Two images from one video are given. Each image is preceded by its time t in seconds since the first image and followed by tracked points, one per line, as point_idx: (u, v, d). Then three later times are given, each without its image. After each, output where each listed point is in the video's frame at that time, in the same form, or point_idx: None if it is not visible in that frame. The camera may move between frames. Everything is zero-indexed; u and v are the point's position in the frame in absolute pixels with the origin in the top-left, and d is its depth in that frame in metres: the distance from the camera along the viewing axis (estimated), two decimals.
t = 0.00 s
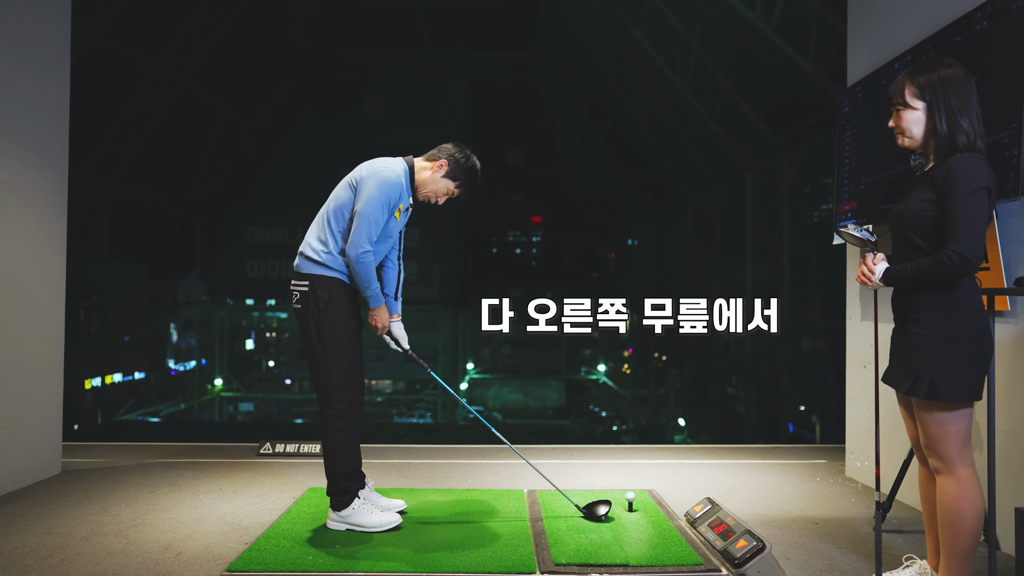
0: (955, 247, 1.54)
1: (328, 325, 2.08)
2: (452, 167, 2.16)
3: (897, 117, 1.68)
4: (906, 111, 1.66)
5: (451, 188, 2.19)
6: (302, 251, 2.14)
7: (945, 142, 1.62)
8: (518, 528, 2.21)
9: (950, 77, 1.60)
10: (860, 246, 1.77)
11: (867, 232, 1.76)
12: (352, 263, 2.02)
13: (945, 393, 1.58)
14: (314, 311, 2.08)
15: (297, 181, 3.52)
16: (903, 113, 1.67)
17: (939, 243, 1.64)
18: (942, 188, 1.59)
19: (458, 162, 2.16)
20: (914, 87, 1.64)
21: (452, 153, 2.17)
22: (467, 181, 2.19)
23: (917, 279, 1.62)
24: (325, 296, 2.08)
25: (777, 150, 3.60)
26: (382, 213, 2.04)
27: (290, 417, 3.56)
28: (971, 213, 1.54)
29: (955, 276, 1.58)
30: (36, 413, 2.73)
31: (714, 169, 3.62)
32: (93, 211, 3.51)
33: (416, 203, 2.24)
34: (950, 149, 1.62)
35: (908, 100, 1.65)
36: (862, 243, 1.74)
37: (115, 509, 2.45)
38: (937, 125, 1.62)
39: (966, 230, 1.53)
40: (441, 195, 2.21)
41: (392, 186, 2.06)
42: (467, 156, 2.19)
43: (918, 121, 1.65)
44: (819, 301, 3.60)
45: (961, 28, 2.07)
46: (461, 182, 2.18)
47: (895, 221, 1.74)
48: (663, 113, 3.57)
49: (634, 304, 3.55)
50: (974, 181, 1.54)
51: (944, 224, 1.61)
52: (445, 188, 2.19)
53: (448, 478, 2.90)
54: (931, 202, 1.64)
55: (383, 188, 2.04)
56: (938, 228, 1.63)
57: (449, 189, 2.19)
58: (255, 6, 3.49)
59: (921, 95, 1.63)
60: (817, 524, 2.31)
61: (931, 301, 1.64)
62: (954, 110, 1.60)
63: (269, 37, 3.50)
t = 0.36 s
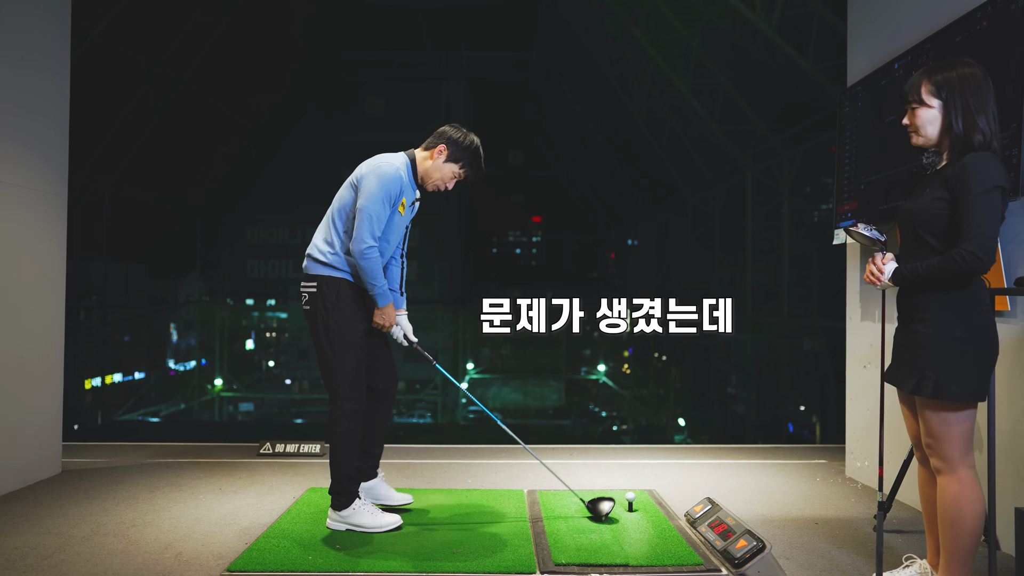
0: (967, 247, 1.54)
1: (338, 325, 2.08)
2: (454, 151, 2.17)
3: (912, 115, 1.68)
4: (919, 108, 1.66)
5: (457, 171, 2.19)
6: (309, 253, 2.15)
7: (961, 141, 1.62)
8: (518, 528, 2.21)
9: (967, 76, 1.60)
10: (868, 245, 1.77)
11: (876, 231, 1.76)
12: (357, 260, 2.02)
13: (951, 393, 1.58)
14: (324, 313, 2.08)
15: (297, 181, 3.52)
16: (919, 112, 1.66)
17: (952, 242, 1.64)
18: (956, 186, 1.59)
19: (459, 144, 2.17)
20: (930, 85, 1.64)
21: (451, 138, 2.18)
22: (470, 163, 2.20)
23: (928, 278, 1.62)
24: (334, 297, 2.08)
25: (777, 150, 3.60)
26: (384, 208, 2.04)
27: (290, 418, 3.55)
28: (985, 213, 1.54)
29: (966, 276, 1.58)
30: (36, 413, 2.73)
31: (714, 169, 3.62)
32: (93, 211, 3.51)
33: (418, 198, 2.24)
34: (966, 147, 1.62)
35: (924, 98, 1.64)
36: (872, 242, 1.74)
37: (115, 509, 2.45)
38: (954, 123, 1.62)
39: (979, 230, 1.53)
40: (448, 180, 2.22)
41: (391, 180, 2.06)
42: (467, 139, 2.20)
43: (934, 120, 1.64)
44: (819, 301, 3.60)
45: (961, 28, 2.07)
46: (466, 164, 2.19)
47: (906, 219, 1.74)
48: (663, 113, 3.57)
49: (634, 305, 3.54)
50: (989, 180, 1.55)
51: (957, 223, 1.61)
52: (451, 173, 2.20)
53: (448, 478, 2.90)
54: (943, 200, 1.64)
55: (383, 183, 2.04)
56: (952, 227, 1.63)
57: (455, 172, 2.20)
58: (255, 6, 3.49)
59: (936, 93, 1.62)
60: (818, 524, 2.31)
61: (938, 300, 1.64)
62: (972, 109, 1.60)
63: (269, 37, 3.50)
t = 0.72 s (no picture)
0: (970, 247, 1.54)
1: (359, 324, 2.08)
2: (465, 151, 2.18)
3: (919, 112, 1.67)
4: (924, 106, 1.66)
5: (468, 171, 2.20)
6: (328, 256, 2.16)
7: (968, 139, 1.62)
8: (518, 528, 2.21)
9: (976, 75, 1.60)
10: (869, 244, 1.77)
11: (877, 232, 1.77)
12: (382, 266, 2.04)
13: (949, 393, 1.58)
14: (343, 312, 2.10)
15: (297, 181, 3.52)
16: (926, 109, 1.66)
17: (954, 243, 1.64)
18: (959, 185, 1.59)
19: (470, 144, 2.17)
20: (939, 82, 1.64)
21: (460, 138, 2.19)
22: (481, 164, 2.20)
23: (929, 278, 1.62)
24: (352, 296, 2.08)
25: (777, 150, 3.60)
26: (405, 214, 2.06)
27: (290, 418, 3.55)
28: (989, 214, 1.54)
29: (966, 277, 1.58)
30: (36, 414, 2.73)
31: (714, 169, 3.62)
32: (93, 211, 3.51)
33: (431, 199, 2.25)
34: (973, 146, 1.63)
35: (933, 96, 1.64)
36: (871, 241, 1.75)
37: (115, 509, 2.45)
38: (961, 121, 1.62)
39: (982, 231, 1.54)
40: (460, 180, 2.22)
41: (411, 187, 2.07)
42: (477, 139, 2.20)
43: (942, 117, 1.64)
44: (819, 302, 3.61)
45: (961, 28, 2.07)
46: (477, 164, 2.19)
47: (907, 219, 1.74)
48: (663, 113, 3.57)
49: (634, 305, 3.53)
50: (995, 182, 1.55)
51: (960, 223, 1.61)
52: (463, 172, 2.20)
53: (448, 477, 2.91)
54: (946, 199, 1.64)
55: (403, 190, 2.05)
56: (955, 227, 1.62)
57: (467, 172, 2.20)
58: (255, 7, 3.49)
59: (941, 91, 1.63)
60: (818, 524, 2.31)
61: (938, 300, 1.64)
62: (978, 108, 1.60)
63: (269, 36, 3.50)
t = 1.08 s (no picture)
0: (965, 248, 1.55)
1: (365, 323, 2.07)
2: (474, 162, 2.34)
3: (919, 112, 1.70)
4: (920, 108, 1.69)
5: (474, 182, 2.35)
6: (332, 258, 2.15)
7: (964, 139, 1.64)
8: (518, 528, 2.21)
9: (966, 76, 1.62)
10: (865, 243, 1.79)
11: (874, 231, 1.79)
12: (377, 264, 2.05)
13: (947, 393, 1.58)
14: (349, 311, 2.09)
15: (297, 181, 3.53)
16: (926, 109, 1.68)
17: (950, 244, 1.62)
18: (955, 187, 1.60)
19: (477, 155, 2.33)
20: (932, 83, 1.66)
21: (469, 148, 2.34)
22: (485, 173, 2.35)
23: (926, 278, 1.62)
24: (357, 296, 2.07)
25: (777, 150, 3.61)
26: (405, 216, 2.08)
27: (290, 418, 3.55)
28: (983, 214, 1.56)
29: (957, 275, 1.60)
30: (36, 414, 2.74)
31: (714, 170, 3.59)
32: (93, 211, 3.51)
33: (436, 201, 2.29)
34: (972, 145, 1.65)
35: (933, 96, 1.66)
36: (870, 241, 1.76)
37: (115, 509, 2.45)
38: (961, 121, 1.64)
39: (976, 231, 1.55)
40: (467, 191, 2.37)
41: (414, 189, 2.10)
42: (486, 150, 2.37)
43: (940, 117, 1.66)
44: (819, 302, 3.63)
45: (961, 28, 2.07)
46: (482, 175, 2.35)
47: (903, 219, 1.75)
48: (663, 113, 3.58)
49: (634, 305, 3.52)
50: (991, 181, 1.58)
51: (955, 224, 1.61)
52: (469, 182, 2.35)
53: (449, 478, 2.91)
54: (943, 200, 1.64)
55: (405, 191, 2.08)
56: (949, 227, 1.62)
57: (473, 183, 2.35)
58: (255, 7, 3.50)
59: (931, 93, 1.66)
60: (818, 524, 2.31)
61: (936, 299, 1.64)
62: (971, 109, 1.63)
63: (269, 37, 3.51)
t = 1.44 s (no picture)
0: (948, 249, 1.59)
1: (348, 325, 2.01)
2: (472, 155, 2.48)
3: (917, 113, 1.66)
4: (915, 108, 1.65)
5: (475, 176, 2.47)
6: (321, 258, 2.08)
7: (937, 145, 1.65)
8: (518, 528, 2.21)
9: (945, 78, 1.62)
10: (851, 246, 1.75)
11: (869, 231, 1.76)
12: (368, 267, 2.03)
13: (944, 393, 1.58)
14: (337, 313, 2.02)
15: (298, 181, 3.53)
16: (925, 109, 1.64)
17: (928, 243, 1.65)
18: (938, 188, 1.62)
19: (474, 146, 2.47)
20: (906, 87, 1.67)
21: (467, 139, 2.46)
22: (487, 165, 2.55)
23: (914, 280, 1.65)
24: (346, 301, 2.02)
25: (777, 150, 3.61)
26: (397, 215, 2.06)
27: (290, 417, 3.55)
28: (968, 218, 1.58)
29: (942, 276, 1.62)
30: (36, 414, 2.74)
31: (714, 170, 3.63)
32: (94, 211, 3.51)
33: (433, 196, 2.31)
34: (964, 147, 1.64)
35: (930, 97, 1.64)
36: (871, 241, 1.72)
37: (115, 508, 2.45)
38: (955, 124, 1.63)
39: (961, 235, 1.58)
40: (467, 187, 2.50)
41: (405, 189, 2.07)
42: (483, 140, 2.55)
43: (934, 117, 1.64)
44: (819, 301, 3.63)
45: (960, 28, 2.07)
46: (477, 168, 2.48)
47: (888, 221, 1.76)
48: (663, 113, 3.58)
49: (634, 304, 3.52)
50: (972, 187, 1.58)
51: (936, 224, 1.62)
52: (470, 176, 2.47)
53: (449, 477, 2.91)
54: (924, 202, 1.65)
55: (396, 190, 2.04)
56: (929, 227, 1.63)
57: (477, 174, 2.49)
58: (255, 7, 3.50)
59: (912, 95, 1.65)
60: (818, 524, 2.31)
61: (928, 299, 1.65)
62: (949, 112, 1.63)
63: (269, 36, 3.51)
